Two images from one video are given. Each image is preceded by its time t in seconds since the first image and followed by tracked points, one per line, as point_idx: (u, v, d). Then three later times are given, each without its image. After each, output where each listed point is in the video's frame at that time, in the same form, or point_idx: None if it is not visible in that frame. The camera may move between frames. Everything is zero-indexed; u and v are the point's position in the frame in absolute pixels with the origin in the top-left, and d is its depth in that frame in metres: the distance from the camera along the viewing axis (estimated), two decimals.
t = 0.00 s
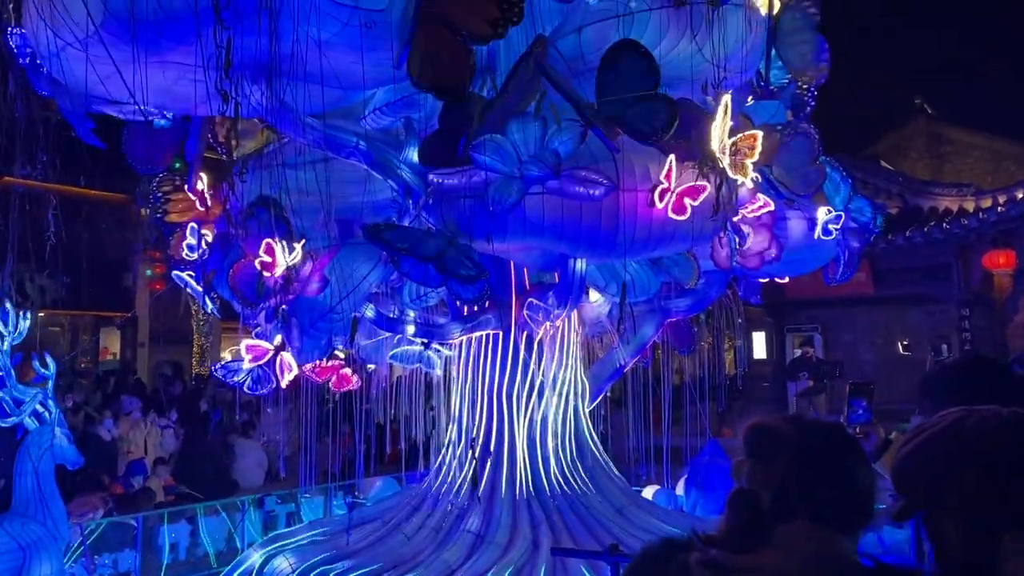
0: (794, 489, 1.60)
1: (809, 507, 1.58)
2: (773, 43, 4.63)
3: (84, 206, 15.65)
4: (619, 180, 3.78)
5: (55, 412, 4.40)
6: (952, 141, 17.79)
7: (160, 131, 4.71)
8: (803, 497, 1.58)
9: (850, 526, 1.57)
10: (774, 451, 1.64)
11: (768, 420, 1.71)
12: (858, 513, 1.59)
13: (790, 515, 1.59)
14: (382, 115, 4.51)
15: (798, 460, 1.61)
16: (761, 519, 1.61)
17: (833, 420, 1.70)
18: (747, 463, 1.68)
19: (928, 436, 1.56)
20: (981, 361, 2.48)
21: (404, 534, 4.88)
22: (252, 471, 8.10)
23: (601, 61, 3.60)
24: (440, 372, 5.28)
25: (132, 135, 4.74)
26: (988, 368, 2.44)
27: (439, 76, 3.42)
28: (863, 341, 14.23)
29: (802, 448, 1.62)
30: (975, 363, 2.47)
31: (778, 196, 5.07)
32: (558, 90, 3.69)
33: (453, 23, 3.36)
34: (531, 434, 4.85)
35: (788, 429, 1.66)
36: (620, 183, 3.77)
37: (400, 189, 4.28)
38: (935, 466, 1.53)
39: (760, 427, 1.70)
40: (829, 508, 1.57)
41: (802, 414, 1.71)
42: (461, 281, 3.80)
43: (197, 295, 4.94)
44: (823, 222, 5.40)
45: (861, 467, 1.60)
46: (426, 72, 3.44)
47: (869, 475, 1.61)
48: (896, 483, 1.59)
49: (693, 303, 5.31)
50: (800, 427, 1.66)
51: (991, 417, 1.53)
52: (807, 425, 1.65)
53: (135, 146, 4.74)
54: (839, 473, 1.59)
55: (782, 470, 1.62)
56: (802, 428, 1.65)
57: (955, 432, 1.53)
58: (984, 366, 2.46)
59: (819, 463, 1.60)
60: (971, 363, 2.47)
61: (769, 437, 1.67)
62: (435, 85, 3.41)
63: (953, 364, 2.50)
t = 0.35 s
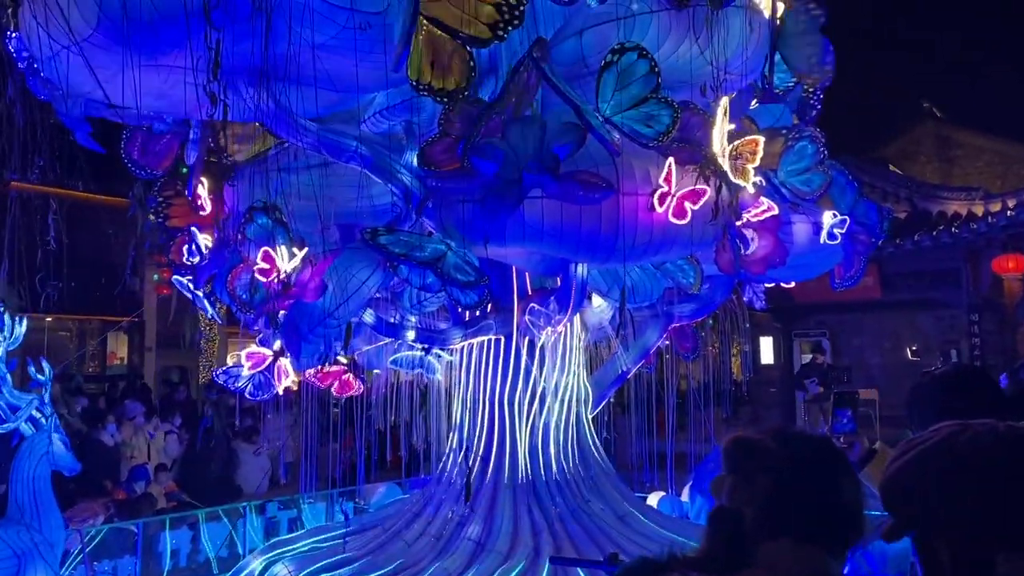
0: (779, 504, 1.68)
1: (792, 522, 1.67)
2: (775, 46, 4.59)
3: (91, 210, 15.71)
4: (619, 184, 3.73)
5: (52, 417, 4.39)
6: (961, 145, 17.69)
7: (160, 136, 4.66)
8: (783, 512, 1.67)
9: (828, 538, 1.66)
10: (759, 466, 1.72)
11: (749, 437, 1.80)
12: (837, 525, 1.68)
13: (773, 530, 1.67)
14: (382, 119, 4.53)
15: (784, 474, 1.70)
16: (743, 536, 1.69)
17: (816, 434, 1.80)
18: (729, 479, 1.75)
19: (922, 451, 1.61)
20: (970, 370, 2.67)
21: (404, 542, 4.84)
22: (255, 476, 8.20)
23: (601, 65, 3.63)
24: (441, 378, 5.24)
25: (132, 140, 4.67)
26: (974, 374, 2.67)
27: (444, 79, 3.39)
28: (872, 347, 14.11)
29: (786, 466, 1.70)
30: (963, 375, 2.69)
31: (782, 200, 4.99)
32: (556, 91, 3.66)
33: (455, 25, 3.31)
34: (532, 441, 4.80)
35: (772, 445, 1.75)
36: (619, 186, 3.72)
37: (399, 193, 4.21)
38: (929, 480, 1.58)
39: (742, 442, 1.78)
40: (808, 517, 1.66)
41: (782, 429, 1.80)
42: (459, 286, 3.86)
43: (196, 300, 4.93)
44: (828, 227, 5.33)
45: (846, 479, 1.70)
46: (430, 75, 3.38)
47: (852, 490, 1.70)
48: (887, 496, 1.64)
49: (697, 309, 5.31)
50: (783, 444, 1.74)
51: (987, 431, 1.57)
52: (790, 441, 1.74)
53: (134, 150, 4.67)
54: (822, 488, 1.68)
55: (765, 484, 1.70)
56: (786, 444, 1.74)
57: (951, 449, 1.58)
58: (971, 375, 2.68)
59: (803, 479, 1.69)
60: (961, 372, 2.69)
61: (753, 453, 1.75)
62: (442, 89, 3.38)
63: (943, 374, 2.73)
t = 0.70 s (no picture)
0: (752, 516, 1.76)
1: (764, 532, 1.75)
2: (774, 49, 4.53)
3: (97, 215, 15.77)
4: (616, 188, 3.70)
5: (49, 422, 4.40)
6: (970, 150, 17.61)
7: (160, 141, 4.66)
8: (753, 522, 1.75)
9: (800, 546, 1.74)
10: (730, 479, 1.81)
11: (722, 448, 1.88)
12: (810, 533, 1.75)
13: (746, 533, 1.76)
14: (382, 122, 4.54)
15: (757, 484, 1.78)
16: (716, 547, 1.79)
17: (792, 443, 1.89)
18: (704, 491, 1.85)
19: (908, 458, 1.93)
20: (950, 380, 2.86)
21: (404, 547, 4.82)
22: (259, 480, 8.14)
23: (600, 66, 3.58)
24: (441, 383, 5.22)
25: (132, 144, 4.67)
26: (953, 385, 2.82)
27: (439, 80, 3.37)
28: (879, 352, 14.01)
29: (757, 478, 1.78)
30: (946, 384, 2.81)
31: (784, 201, 5.04)
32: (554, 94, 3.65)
33: (452, 29, 3.23)
34: (534, 446, 4.77)
35: (738, 453, 1.85)
36: (617, 190, 3.68)
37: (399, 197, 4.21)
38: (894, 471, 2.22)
39: (715, 454, 1.86)
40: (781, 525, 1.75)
41: (755, 440, 1.88)
42: (456, 290, 3.76)
43: (196, 304, 4.92)
44: (831, 231, 5.30)
45: (815, 479, 1.80)
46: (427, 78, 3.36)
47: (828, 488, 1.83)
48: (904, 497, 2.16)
49: (699, 313, 5.29)
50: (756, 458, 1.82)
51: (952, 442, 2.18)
52: (761, 453, 1.83)
53: (135, 154, 4.65)
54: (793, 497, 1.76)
55: (736, 496, 1.78)
56: (756, 454, 1.82)
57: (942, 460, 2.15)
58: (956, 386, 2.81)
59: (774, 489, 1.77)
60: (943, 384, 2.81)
61: (724, 464, 1.84)
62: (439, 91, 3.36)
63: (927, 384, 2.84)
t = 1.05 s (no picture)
0: (705, 522, 1.73)
1: (728, 538, 1.72)
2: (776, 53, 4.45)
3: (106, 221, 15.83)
4: (613, 192, 3.64)
5: (45, 427, 4.39)
6: (982, 154, 17.50)
7: (161, 146, 4.66)
8: (711, 528, 1.72)
9: (766, 548, 1.72)
10: (680, 489, 1.78)
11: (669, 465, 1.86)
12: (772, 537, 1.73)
13: (701, 537, 1.73)
14: (382, 127, 4.55)
15: (702, 498, 1.75)
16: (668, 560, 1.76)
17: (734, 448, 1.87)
18: (654, 501, 1.81)
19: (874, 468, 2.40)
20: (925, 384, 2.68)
21: (403, 553, 4.81)
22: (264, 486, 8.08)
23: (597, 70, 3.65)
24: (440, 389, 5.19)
25: (132, 150, 4.67)
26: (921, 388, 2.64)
27: (440, 87, 3.44)
28: (891, 358, 14.07)
29: (701, 500, 1.75)
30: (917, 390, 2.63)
31: (788, 209, 5.00)
32: (552, 100, 3.60)
33: (450, 34, 3.34)
34: (535, 454, 4.75)
35: (688, 459, 1.82)
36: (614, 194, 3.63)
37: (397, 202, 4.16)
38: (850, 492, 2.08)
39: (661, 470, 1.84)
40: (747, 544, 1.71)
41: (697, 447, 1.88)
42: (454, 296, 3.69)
43: (196, 309, 4.92)
44: (835, 236, 5.26)
45: (764, 477, 1.78)
46: (426, 83, 3.43)
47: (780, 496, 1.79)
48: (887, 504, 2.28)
49: (703, 319, 5.22)
50: (694, 473, 1.79)
51: (927, 455, 2.36)
52: (702, 457, 1.82)
53: (135, 159, 4.66)
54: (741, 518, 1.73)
55: (688, 507, 1.75)
56: (696, 463, 1.80)
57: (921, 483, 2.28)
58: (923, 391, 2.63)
59: (733, 491, 1.75)
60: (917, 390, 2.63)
61: (663, 484, 1.83)
62: (439, 97, 3.45)
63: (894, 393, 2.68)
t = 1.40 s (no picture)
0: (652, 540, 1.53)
1: (694, 567, 1.51)
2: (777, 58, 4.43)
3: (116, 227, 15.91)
4: (606, 198, 3.60)
5: (39, 433, 4.38)
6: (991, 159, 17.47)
7: (158, 151, 4.66)
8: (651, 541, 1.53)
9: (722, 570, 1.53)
10: (623, 505, 1.60)
11: (767, 536, 1.43)
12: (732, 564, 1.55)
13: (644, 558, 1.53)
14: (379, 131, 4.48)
15: (847, 536, 1.33)
16: None
17: (823, 466, 1.49)
18: (597, 514, 1.63)
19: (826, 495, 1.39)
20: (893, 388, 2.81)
21: (400, 561, 4.80)
22: (267, 490, 8.07)
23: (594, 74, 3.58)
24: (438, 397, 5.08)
25: (130, 155, 4.67)
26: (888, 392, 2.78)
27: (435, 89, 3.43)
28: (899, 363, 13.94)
29: (837, 541, 1.33)
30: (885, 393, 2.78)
31: (792, 216, 4.99)
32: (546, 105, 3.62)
33: (446, 39, 3.29)
34: (534, 462, 4.72)
35: (635, 472, 1.64)
36: (607, 200, 3.59)
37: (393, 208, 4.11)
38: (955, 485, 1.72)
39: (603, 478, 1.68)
40: None
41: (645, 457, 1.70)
42: (448, 301, 3.76)
43: (194, 314, 4.88)
44: (838, 242, 5.20)
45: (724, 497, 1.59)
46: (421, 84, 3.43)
47: (951, 493, 1.40)
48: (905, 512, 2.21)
49: (705, 326, 5.21)
50: (791, 528, 1.38)
51: (884, 470, 1.42)
52: (653, 469, 1.64)
53: (132, 163, 4.66)
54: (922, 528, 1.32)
55: (632, 527, 1.56)
56: (806, 501, 1.39)
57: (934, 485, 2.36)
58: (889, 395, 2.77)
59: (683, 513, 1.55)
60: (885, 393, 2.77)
61: (780, 544, 1.40)
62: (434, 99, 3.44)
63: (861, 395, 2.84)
